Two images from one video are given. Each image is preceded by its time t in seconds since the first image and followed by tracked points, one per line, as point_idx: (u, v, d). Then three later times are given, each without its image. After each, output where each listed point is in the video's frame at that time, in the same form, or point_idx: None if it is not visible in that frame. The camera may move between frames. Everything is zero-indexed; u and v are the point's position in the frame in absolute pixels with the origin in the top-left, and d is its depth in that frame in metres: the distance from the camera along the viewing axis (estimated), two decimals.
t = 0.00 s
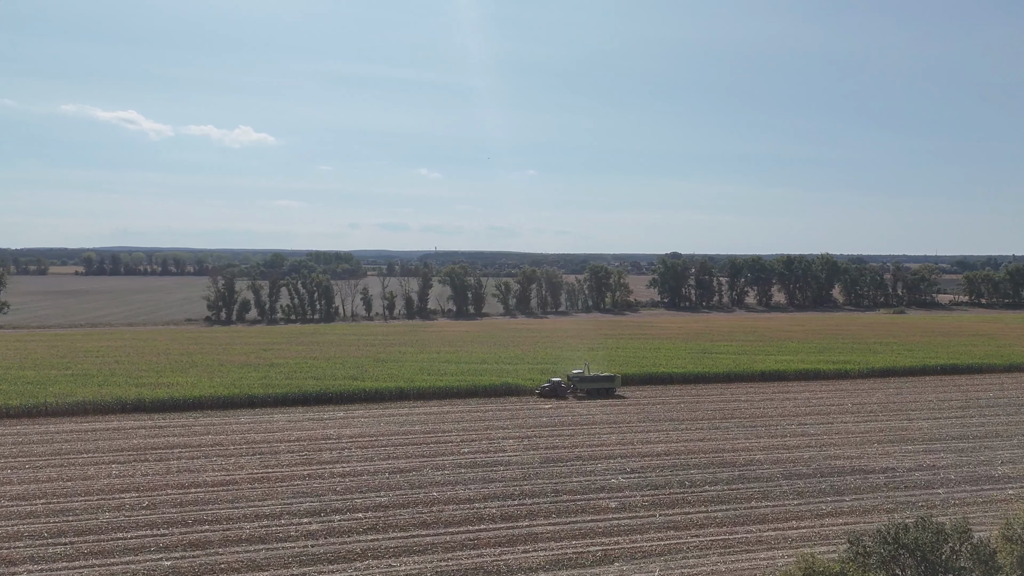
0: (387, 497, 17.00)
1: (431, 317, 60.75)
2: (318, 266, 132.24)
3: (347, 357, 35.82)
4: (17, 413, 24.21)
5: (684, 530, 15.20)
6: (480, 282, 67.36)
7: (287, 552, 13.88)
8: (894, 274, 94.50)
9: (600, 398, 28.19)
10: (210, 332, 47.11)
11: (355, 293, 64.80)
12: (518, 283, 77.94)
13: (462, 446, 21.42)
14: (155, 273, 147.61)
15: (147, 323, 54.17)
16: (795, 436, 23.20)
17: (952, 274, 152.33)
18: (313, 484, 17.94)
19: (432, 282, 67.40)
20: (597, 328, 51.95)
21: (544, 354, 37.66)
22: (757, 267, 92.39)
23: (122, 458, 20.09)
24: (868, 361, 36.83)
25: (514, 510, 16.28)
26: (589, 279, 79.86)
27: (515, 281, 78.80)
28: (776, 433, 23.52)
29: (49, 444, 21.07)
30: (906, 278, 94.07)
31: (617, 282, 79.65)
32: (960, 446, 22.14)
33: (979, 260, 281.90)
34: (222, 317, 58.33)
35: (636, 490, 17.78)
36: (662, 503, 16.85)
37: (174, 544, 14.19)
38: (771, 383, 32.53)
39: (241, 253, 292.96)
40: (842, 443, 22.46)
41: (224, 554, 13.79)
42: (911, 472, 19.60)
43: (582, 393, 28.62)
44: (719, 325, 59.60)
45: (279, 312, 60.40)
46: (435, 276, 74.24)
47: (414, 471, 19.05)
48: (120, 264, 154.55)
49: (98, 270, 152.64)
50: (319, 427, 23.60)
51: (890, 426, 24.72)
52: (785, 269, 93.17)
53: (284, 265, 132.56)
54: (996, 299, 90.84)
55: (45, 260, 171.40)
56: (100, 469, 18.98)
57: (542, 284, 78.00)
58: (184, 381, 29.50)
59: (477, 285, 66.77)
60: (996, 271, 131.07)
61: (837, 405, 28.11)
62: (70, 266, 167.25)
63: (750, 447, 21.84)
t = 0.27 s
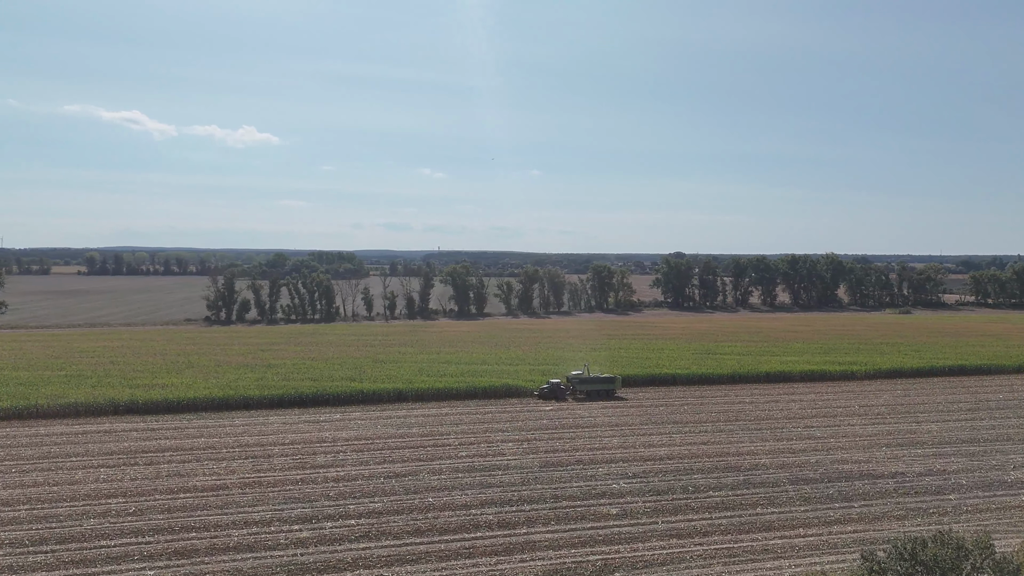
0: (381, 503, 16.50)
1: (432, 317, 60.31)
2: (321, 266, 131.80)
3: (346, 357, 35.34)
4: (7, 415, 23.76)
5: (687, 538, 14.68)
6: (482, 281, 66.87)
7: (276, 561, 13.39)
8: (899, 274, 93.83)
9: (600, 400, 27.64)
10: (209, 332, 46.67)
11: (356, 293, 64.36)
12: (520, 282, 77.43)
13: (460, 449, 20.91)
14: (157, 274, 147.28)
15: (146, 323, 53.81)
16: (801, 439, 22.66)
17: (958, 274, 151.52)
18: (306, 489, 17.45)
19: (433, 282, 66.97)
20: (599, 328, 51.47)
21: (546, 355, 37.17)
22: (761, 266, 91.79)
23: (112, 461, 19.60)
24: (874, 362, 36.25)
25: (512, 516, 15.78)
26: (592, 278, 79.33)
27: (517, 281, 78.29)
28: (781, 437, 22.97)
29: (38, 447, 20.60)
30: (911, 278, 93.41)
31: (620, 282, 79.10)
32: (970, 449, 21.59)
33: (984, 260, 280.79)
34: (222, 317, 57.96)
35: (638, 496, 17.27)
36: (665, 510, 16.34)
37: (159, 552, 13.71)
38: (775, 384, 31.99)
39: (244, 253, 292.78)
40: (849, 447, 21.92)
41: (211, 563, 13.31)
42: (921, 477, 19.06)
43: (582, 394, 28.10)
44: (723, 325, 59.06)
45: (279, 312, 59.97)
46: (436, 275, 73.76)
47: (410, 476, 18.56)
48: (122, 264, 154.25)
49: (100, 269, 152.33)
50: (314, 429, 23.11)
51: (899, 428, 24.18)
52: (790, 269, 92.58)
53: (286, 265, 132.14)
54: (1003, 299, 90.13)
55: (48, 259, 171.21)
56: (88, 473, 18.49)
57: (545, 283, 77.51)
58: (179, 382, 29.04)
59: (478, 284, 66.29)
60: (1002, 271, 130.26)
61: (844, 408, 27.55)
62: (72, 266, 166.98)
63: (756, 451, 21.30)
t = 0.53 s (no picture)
0: (375, 509, 16.00)
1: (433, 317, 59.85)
2: (323, 266, 131.44)
3: (344, 358, 34.83)
4: None
5: (690, 548, 14.16)
6: (484, 281, 66.37)
7: (263, 571, 12.90)
8: (905, 274, 93.11)
9: (599, 402, 27.08)
10: (207, 332, 46.22)
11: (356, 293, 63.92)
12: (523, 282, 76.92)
13: (457, 453, 20.40)
14: (160, 274, 146.96)
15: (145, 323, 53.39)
16: (807, 443, 22.10)
17: (964, 275, 150.71)
18: (298, 495, 16.94)
19: (435, 281, 66.50)
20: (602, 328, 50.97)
21: (548, 356, 36.63)
22: (765, 266, 91.15)
23: (100, 465, 19.10)
24: (881, 364, 35.66)
25: (509, 524, 15.26)
26: (595, 278, 78.81)
27: (519, 281, 77.78)
28: (787, 440, 22.42)
29: (25, 450, 20.10)
30: (917, 278, 92.72)
31: (623, 282, 78.56)
32: (981, 454, 21.02)
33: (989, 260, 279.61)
34: (221, 317, 57.54)
35: (640, 502, 16.73)
36: (667, 517, 15.83)
37: (142, 561, 13.22)
38: (781, 386, 31.42)
39: (247, 253, 292.66)
40: (857, 451, 21.36)
41: (195, 573, 12.82)
42: (931, 483, 18.50)
43: (581, 396, 27.55)
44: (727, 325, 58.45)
45: (279, 312, 59.52)
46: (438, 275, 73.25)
47: (405, 480, 18.04)
48: (124, 264, 154.03)
49: (102, 269, 152.15)
50: (310, 432, 22.62)
51: (907, 432, 23.61)
52: (794, 269, 91.95)
53: (288, 265, 131.77)
54: (1010, 299, 89.41)
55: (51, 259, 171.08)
56: (74, 478, 17.99)
57: (547, 283, 77.02)
58: (173, 383, 28.57)
59: (480, 284, 65.79)
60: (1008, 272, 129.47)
61: (851, 410, 26.97)
62: (75, 266, 166.78)
63: (761, 455, 20.76)
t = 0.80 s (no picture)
0: (368, 516, 15.49)
1: (434, 317, 59.36)
2: (325, 266, 130.96)
3: (342, 359, 34.35)
4: None
5: (695, 557, 13.64)
6: (486, 281, 65.86)
7: None
8: (911, 274, 92.36)
9: (599, 404, 26.56)
10: (205, 333, 45.73)
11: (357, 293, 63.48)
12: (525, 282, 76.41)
13: (455, 456, 19.90)
14: (162, 274, 146.59)
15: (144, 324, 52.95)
16: (814, 447, 21.57)
17: (970, 275, 149.91)
18: (290, 501, 16.46)
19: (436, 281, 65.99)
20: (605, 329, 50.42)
21: (549, 356, 36.10)
22: (770, 266, 90.49)
23: (88, 469, 18.62)
24: (888, 365, 35.07)
25: (506, 532, 14.76)
26: (598, 278, 78.28)
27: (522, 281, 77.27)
28: (793, 444, 21.88)
29: (13, 454, 19.63)
30: (923, 278, 92.00)
31: (626, 282, 78.02)
32: (993, 458, 20.44)
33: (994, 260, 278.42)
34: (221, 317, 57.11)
35: (642, 509, 16.22)
36: (671, 524, 15.31)
37: (124, 570, 12.74)
38: (786, 388, 30.85)
39: (250, 253, 292.42)
40: (865, 455, 20.80)
41: None
42: (942, 488, 17.96)
43: (580, 398, 27.03)
44: (732, 325, 57.87)
45: (279, 312, 59.08)
46: (440, 275, 72.71)
47: (401, 485, 17.54)
48: (127, 264, 153.67)
49: (105, 269, 151.84)
50: (305, 435, 22.12)
51: (917, 435, 23.05)
52: (799, 269, 91.32)
53: (290, 265, 131.32)
54: (1017, 299, 88.67)
55: (54, 259, 170.80)
56: (61, 482, 17.51)
57: (550, 283, 76.51)
58: (168, 385, 28.11)
59: (482, 284, 65.29)
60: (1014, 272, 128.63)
61: (858, 412, 26.41)
62: (78, 266, 166.49)
63: (766, 459, 20.22)
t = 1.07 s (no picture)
0: (359, 523, 14.97)
1: (436, 317, 58.90)
2: (328, 266, 130.56)
3: (340, 360, 33.85)
4: None
5: (698, 567, 13.11)
6: (487, 281, 65.35)
7: None
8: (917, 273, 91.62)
9: (599, 406, 26.02)
10: (204, 333, 45.26)
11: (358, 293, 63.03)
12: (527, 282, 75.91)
13: (452, 460, 19.37)
14: (165, 274, 146.24)
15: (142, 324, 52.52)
16: (821, 450, 21.02)
17: (976, 274, 148.99)
18: (281, 507, 15.96)
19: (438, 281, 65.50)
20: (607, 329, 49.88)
21: (551, 357, 35.57)
22: (774, 266, 89.83)
23: (75, 473, 18.13)
24: (896, 366, 34.48)
25: (502, 540, 14.24)
26: (600, 278, 77.76)
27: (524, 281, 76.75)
28: (800, 447, 21.33)
29: None
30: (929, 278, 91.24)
31: (629, 282, 77.49)
32: (1006, 462, 19.86)
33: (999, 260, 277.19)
34: (220, 317, 56.67)
35: (643, 516, 15.69)
36: (673, 532, 14.78)
37: None
38: (792, 389, 30.27)
39: (253, 253, 292.16)
40: (874, 459, 20.23)
41: None
42: (953, 494, 17.39)
43: (580, 400, 26.48)
44: (736, 325, 57.27)
45: (279, 312, 58.64)
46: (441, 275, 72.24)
47: (395, 491, 17.03)
48: (129, 264, 153.39)
49: (107, 269, 151.61)
50: (299, 439, 21.62)
51: (926, 438, 22.47)
52: (804, 269, 90.66)
53: (293, 265, 130.92)
54: None
55: (57, 259, 170.55)
56: (46, 487, 17.04)
57: (552, 283, 76.01)
58: (162, 386, 27.65)
59: (484, 284, 64.79)
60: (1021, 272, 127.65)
61: (865, 415, 25.83)
62: (80, 266, 166.26)
63: (772, 463, 19.67)
